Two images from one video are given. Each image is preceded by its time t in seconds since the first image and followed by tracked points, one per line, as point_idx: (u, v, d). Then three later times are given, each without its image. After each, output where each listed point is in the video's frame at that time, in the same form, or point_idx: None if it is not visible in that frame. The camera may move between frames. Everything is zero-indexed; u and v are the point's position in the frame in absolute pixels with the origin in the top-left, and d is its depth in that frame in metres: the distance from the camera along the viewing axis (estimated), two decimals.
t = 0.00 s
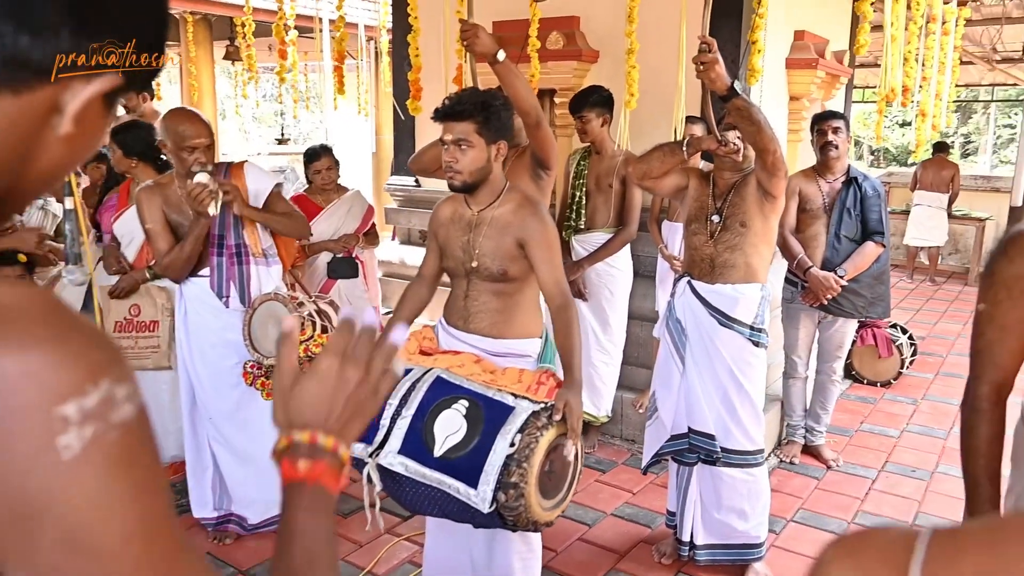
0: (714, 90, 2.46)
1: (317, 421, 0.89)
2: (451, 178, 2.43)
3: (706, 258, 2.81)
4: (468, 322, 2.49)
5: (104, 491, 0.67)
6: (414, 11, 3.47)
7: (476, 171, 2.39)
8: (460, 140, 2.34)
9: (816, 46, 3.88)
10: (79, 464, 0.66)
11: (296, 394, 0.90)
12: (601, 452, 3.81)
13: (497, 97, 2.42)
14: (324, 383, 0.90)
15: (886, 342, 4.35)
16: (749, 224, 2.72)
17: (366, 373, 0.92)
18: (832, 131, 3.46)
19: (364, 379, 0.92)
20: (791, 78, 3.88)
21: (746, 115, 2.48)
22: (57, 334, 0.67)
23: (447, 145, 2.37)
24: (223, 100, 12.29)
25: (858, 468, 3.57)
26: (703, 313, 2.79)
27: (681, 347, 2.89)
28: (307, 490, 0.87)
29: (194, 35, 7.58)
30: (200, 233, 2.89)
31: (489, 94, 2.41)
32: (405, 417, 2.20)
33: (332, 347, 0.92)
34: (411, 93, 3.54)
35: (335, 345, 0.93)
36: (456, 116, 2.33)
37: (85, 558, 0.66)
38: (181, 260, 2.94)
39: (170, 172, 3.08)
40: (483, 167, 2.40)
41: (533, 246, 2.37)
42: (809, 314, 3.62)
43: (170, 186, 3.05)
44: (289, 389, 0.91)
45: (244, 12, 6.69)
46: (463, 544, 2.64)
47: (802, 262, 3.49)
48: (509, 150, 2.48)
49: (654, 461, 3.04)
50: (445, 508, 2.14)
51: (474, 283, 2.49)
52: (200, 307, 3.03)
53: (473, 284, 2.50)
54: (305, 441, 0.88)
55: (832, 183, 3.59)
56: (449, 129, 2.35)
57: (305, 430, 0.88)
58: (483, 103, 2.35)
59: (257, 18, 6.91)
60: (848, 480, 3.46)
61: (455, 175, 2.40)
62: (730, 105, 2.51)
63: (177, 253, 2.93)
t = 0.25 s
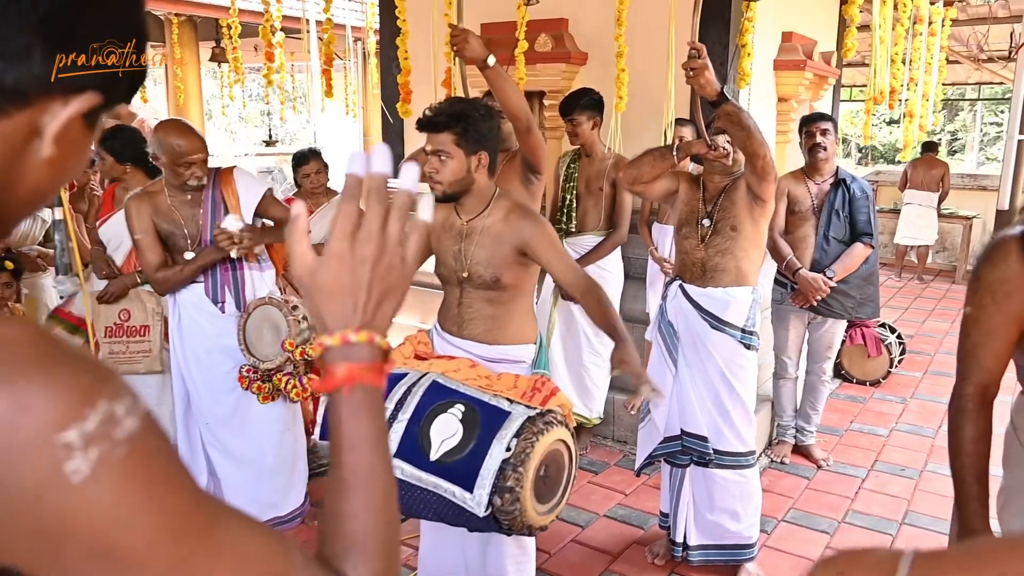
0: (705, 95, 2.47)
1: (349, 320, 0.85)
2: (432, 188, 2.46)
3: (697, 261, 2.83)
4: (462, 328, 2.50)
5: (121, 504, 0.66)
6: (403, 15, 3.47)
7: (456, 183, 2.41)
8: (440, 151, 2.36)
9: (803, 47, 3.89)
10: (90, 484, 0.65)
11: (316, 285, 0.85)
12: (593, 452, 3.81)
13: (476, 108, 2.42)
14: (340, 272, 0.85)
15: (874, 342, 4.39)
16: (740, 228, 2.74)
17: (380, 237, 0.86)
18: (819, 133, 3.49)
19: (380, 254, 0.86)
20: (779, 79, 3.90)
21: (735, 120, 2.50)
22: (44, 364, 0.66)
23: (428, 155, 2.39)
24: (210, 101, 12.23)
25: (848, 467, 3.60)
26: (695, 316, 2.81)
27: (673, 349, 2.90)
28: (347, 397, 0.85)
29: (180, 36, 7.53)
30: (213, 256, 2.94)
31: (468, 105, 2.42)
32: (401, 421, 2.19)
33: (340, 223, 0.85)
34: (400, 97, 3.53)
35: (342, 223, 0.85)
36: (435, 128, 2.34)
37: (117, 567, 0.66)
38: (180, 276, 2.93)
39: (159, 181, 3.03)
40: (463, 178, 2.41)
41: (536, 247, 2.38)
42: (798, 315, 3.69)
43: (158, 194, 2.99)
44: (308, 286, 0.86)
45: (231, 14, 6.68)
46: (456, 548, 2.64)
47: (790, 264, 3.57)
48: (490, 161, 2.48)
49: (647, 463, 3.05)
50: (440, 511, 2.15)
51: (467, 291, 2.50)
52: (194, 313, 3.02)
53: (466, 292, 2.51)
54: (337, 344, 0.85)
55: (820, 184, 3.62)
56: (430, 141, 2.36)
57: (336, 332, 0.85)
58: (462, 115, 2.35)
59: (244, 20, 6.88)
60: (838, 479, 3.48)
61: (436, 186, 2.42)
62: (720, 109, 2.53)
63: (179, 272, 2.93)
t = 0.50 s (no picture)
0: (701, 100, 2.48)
1: (333, 375, 0.90)
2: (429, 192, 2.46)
3: (692, 265, 2.83)
4: (459, 330, 2.50)
5: (114, 545, 0.70)
6: (399, 15, 3.46)
7: (453, 187, 2.41)
8: (437, 156, 2.36)
9: (800, 48, 3.88)
10: (90, 522, 0.69)
11: (313, 334, 0.90)
12: (588, 453, 3.82)
13: (475, 113, 2.42)
14: (342, 324, 0.90)
15: (869, 343, 4.39)
16: (735, 232, 2.73)
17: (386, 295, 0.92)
18: (815, 134, 3.50)
19: (383, 322, 0.92)
20: (776, 80, 3.90)
21: (732, 124, 2.50)
22: (58, 399, 0.69)
23: (426, 160, 2.39)
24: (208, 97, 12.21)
25: (842, 468, 3.61)
26: (690, 319, 2.81)
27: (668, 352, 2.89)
28: (314, 445, 0.89)
29: (178, 35, 7.53)
30: (220, 275, 2.97)
31: (467, 109, 2.41)
32: (397, 422, 2.18)
33: (354, 284, 0.91)
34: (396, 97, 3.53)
35: (358, 281, 0.91)
36: (433, 132, 2.34)
37: None
38: (185, 285, 2.94)
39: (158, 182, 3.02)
40: (460, 182, 2.41)
41: (530, 256, 2.39)
42: (793, 317, 3.69)
43: (159, 197, 2.98)
44: (307, 332, 0.90)
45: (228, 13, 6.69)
46: (449, 550, 2.65)
47: (786, 265, 3.56)
48: (488, 164, 2.47)
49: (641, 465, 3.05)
50: (435, 512, 2.14)
51: (464, 294, 2.50)
52: (196, 314, 3.02)
53: (463, 296, 2.50)
54: (317, 397, 0.89)
55: (816, 186, 3.64)
56: (428, 144, 2.37)
57: (319, 385, 0.90)
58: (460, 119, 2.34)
59: (241, 19, 6.88)
60: (832, 480, 3.49)
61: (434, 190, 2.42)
62: (716, 113, 2.54)
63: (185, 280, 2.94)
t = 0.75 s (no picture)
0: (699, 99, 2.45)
1: None
2: (434, 191, 2.42)
3: (689, 264, 2.82)
4: (457, 329, 2.50)
5: None
6: (397, 11, 3.44)
7: (458, 183, 2.38)
8: (442, 152, 2.33)
9: (799, 45, 3.86)
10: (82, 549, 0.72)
11: None
12: (584, 450, 3.81)
13: (477, 107, 2.39)
14: None
15: (867, 341, 4.38)
16: (733, 231, 2.72)
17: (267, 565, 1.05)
18: (814, 132, 3.48)
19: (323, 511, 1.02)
20: (775, 76, 3.88)
21: (729, 124, 2.48)
22: (73, 421, 0.73)
23: (429, 157, 2.36)
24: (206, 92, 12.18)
25: (839, 467, 3.61)
26: (686, 317, 2.79)
27: (664, 350, 2.87)
28: None
29: (175, 30, 7.51)
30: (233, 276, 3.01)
31: (467, 104, 2.37)
32: (394, 421, 2.18)
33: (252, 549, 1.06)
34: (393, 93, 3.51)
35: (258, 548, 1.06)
36: (434, 129, 2.30)
37: None
38: (191, 283, 2.96)
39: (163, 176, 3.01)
40: (464, 178, 2.38)
41: (527, 258, 2.37)
42: (791, 315, 3.69)
43: (166, 190, 2.98)
44: None
45: (225, 8, 6.67)
46: (447, 548, 2.64)
47: (784, 263, 3.55)
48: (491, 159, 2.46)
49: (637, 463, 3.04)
50: (431, 511, 2.13)
51: (463, 292, 2.49)
52: (197, 312, 3.04)
53: (462, 293, 2.49)
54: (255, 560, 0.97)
55: (814, 184, 3.63)
56: (430, 142, 2.33)
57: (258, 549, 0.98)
58: (463, 114, 2.32)
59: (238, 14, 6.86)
60: (829, 479, 3.49)
61: (438, 188, 2.39)
62: (714, 113, 2.51)
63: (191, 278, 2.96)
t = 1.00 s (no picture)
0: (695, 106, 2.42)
1: None
2: (429, 196, 2.39)
3: (685, 270, 2.80)
4: (454, 336, 2.49)
5: None
6: (393, 14, 3.43)
7: (453, 190, 2.35)
8: (438, 158, 2.31)
9: (796, 48, 3.85)
10: (57, 568, 0.73)
11: None
12: (580, 456, 3.79)
13: (474, 112, 2.36)
14: None
15: (864, 346, 4.38)
16: (728, 237, 2.71)
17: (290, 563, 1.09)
18: (810, 137, 3.47)
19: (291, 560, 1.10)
20: (771, 80, 3.86)
21: (725, 131, 2.46)
22: (41, 443, 0.73)
23: (426, 163, 2.33)
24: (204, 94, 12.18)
25: (836, 474, 3.60)
26: (681, 323, 2.77)
27: (660, 357, 2.85)
28: None
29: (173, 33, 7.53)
30: (241, 286, 3.00)
31: (465, 110, 2.35)
32: (391, 431, 2.15)
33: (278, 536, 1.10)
34: (388, 97, 3.49)
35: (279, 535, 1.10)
36: (432, 135, 2.28)
37: None
38: (199, 290, 2.94)
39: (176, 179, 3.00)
40: (460, 184, 2.35)
41: (517, 265, 2.36)
42: (787, 321, 3.67)
43: (178, 193, 2.97)
44: None
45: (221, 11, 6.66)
46: (441, 558, 2.62)
47: (780, 269, 3.55)
48: (488, 166, 2.43)
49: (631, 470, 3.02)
50: (428, 521, 2.10)
51: (460, 299, 2.49)
52: (201, 318, 3.01)
53: (459, 300, 2.49)
54: None
55: (810, 190, 3.61)
56: (427, 147, 2.31)
57: None
58: (459, 121, 2.30)
59: (236, 17, 6.87)
60: (826, 486, 3.48)
61: (433, 194, 2.37)
62: (710, 120, 2.49)
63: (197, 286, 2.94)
